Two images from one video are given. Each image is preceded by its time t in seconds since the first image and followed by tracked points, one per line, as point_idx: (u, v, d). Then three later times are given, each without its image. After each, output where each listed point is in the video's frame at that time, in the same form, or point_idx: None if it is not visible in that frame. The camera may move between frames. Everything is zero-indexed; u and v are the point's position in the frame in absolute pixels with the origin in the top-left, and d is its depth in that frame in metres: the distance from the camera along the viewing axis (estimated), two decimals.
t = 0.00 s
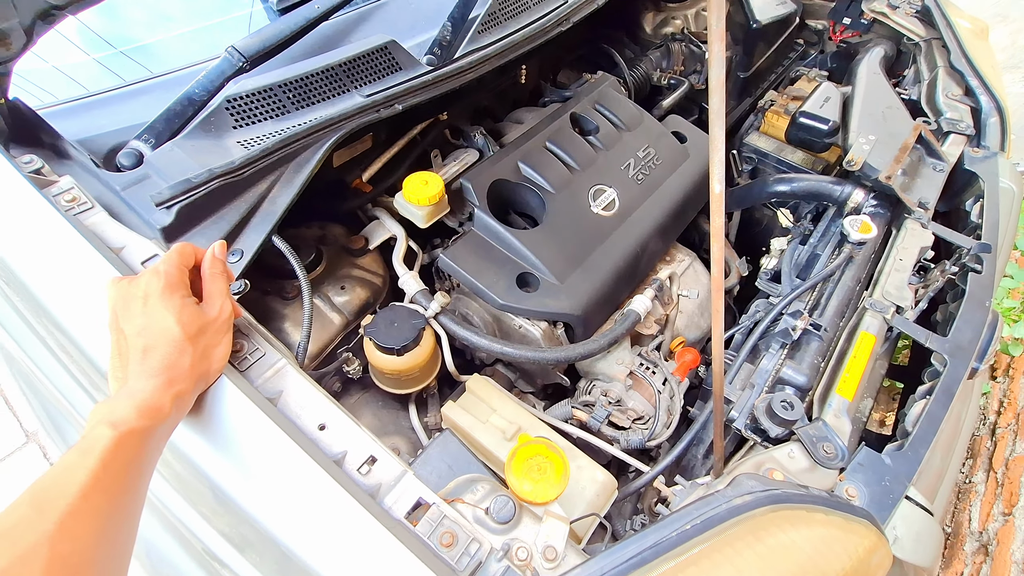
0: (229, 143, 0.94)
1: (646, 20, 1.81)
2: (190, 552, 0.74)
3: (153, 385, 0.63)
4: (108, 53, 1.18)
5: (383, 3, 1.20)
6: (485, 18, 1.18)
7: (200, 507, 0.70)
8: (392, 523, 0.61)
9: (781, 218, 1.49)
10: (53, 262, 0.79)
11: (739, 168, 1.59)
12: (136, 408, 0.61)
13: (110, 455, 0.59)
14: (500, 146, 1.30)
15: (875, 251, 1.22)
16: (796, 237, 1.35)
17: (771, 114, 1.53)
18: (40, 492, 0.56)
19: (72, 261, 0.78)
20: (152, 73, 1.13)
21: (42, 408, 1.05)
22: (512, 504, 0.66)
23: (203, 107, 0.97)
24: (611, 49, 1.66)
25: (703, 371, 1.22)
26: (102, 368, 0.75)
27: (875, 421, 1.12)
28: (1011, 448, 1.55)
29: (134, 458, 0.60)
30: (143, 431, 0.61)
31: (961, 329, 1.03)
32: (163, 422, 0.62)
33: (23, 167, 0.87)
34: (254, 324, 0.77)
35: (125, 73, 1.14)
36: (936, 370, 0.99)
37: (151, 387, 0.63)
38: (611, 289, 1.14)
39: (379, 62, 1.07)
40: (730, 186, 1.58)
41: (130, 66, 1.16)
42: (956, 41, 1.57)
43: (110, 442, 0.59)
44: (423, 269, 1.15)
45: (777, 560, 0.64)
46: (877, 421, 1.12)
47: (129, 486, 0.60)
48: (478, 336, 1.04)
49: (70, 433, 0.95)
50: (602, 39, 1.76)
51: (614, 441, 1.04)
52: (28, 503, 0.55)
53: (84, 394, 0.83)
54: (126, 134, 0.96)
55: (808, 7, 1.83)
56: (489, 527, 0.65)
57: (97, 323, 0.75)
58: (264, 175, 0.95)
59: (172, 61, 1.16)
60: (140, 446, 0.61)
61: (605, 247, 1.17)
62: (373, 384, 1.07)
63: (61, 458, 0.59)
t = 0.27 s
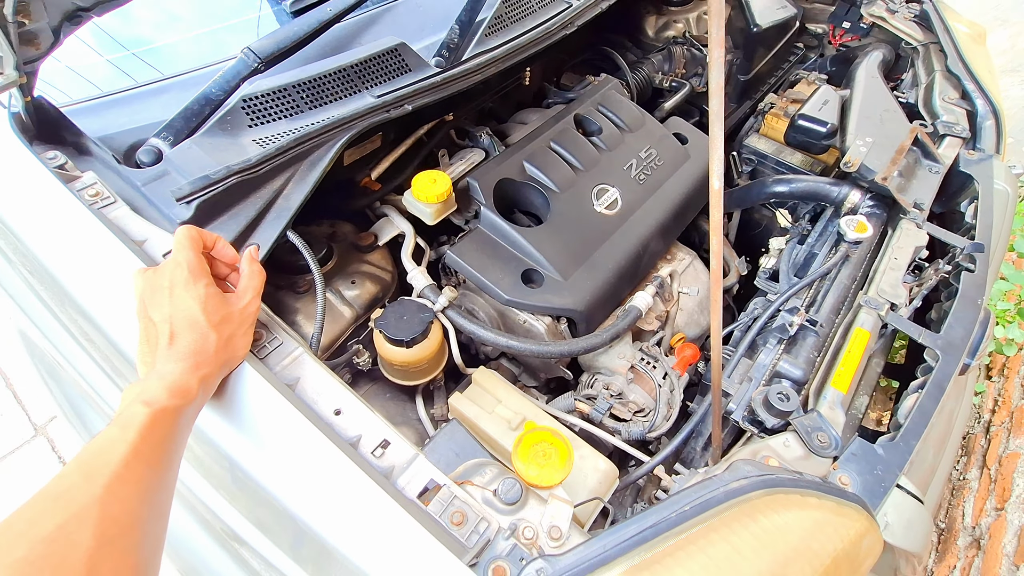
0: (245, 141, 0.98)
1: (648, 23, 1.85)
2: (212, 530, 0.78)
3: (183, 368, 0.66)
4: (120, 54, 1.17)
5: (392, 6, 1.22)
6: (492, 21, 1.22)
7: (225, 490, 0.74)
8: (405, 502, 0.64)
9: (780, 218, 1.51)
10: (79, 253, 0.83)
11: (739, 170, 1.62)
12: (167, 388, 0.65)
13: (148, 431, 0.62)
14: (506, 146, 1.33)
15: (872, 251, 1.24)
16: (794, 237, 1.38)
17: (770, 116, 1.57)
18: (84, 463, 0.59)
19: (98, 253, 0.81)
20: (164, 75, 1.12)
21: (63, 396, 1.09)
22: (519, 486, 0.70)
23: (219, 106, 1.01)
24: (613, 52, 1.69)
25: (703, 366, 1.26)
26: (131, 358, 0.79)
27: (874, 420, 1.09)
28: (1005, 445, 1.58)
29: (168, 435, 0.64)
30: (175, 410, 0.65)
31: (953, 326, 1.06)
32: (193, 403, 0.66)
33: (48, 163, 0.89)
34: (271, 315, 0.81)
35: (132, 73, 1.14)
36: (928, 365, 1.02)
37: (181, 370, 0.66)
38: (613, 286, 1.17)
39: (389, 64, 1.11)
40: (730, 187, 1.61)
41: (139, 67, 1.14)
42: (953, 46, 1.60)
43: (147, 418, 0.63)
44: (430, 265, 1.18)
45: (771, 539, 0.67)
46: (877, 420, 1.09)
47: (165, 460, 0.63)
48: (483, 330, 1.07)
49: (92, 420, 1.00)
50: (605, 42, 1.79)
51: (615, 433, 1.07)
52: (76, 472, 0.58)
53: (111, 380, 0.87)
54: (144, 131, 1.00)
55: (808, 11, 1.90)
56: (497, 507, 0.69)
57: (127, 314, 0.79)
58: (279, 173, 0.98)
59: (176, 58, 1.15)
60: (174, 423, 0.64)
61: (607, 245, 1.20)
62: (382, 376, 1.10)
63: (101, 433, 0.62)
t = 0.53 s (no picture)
0: (260, 143, 1.00)
1: (653, 30, 1.87)
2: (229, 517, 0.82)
3: (203, 362, 0.68)
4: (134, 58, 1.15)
5: (402, 13, 1.24)
6: (500, 27, 1.24)
7: (240, 478, 0.77)
8: (418, 493, 0.67)
9: (781, 224, 1.53)
10: (100, 249, 0.85)
11: (742, 175, 1.64)
12: (189, 380, 0.67)
13: (171, 420, 0.65)
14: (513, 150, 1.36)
15: (872, 256, 1.27)
16: (796, 242, 1.40)
17: (773, 123, 1.59)
18: (112, 451, 0.61)
19: (119, 250, 0.84)
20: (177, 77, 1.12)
21: (80, 387, 1.11)
22: (527, 480, 0.72)
23: (235, 108, 1.04)
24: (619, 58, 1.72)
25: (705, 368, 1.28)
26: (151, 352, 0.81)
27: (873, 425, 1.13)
28: (1004, 450, 1.61)
29: (190, 425, 0.66)
30: (197, 401, 0.67)
31: (951, 330, 1.08)
32: (214, 395, 0.68)
33: (70, 162, 0.92)
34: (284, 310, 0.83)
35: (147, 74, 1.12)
36: (927, 369, 1.04)
37: (202, 363, 0.68)
38: (616, 289, 1.19)
39: (401, 69, 1.13)
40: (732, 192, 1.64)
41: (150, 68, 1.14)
42: (954, 56, 1.62)
43: (170, 409, 0.65)
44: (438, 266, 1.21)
45: (771, 534, 0.70)
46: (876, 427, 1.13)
47: (187, 449, 0.65)
48: (490, 330, 1.09)
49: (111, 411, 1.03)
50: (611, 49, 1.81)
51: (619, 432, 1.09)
52: (106, 459, 0.60)
53: (130, 372, 0.90)
54: (163, 132, 1.02)
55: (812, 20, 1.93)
56: (506, 500, 0.71)
57: (148, 310, 0.81)
58: (293, 174, 1.00)
59: (189, 60, 1.15)
60: (196, 414, 0.67)
61: (612, 248, 1.22)
62: (390, 374, 1.13)
63: (128, 422, 0.64)
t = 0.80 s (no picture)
0: (286, 152, 1.04)
1: (660, 44, 1.92)
2: (257, 511, 0.85)
3: (241, 362, 0.72)
4: (156, 71, 1.19)
5: (421, 27, 1.26)
6: (515, 42, 1.28)
7: (269, 467, 0.80)
8: (445, 488, 0.70)
9: (786, 233, 1.57)
10: (134, 252, 0.88)
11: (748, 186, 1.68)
12: (228, 380, 0.70)
13: (213, 418, 0.68)
14: (526, 160, 1.39)
15: (876, 266, 1.30)
16: (801, 251, 1.44)
17: (777, 136, 1.62)
18: (159, 448, 0.66)
19: (153, 253, 0.87)
20: (195, 90, 1.15)
21: (106, 384, 1.15)
22: (548, 477, 0.76)
23: (261, 118, 1.07)
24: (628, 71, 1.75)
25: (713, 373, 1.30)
26: (184, 349, 0.84)
27: (876, 434, 1.10)
28: (1005, 457, 1.63)
29: (229, 423, 0.69)
30: (236, 400, 0.70)
31: (954, 338, 1.11)
32: (251, 394, 0.71)
33: (104, 168, 0.96)
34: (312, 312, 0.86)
35: (169, 86, 1.16)
36: (931, 375, 1.07)
37: (240, 363, 0.71)
38: (627, 296, 1.22)
39: (420, 82, 1.17)
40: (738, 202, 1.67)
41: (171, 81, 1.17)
42: (955, 71, 1.66)
43: (211, 408, 0.68)
44: (455, 272, 1.24)
45: (783, 530, 0.72)
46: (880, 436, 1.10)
47: (226, 446, 0.68)
48: (506, 334, 1.12)
49: (137, 410, 1.07)
50: (619, 62, 1.85)
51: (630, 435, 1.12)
52: (153, 456, 0.65)
53: (160, 368, 0.94)
54: (192, 141, 1.07)
55: (816, 35, 1.97)
56: (528, 496, 0.75)
57: (182, 309, 0.84)
58: (318, 182, 1.04)
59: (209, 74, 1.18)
60: (235, 412, 0.70)
61: (623, 255, 1.25)
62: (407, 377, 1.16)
63: (173, 420, 0.68)
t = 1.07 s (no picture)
0: (305, 161, 1.07)
1: (664, 55, 1.96)
2: (282, 508, 0.89)
3: (273, 366, 0.74)
4: (179, 89, 1.30)
5: (434, 40, 1.29)
6: (525, 54, 1.31)
7: (290, 463, 0.84)
8: (468, 486, 0.72)
9: (791, 239, 1.60)
10: (162, 257, 0.91)
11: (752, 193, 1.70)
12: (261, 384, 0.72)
13: (246, 421, 0.70)
14: (536, 168, 1.42)
15: (880, 270, 1.33)
16: (806, 256, 1.46)
17: (779, 143, 1.64)
18: (195, 449, 0.68)
19: (182, 259, 0.90)
20: (210, 104, 1.24)
21: (128, 387, 1.18)
22: (567, 475, 0.78)
23: (281, 128, 1.11)
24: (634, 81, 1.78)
25: (721, 378, 1.32)
26: (210, 349, 0.87)
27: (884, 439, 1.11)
28: (1012, 460, 1.67)
29: (262, 426, 0.71)
30: (268, 403, 0.72)
31: (959, 340, 1.13)
32: (281, 397, 0.74)
33: (132, 178, 0.98)
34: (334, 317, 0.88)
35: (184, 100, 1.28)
36: (937, 377, 1.09)
37: (271, 367, 0.74)
38: (637, 301, 1.25)
39: (433, 93, 1.20)
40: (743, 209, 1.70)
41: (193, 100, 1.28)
42: (955, 80, 1.69)
43: (245, 410, 0.70)
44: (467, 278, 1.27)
45: (799, 527, 0.74)
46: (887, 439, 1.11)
47: (259, 448, 0.70)
48: (519, 338, 1.14)
49: (159, 412, 1.10)
50: (624, 73, 1.88)
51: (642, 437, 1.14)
52: (190, 457, 0.67)
53: (183, 367, 0.96)
54: (214, 150, 1.11)
55: (817, 46, 2.01)
56: (548, 494, 0.76)
57: (209, 310, 0.87)
58: (337, 191, 1.07)
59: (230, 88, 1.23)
60: (267, 415, 0.72)
61: (633, 261, 1.28)
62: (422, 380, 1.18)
63: (209, 422, 0.70)
